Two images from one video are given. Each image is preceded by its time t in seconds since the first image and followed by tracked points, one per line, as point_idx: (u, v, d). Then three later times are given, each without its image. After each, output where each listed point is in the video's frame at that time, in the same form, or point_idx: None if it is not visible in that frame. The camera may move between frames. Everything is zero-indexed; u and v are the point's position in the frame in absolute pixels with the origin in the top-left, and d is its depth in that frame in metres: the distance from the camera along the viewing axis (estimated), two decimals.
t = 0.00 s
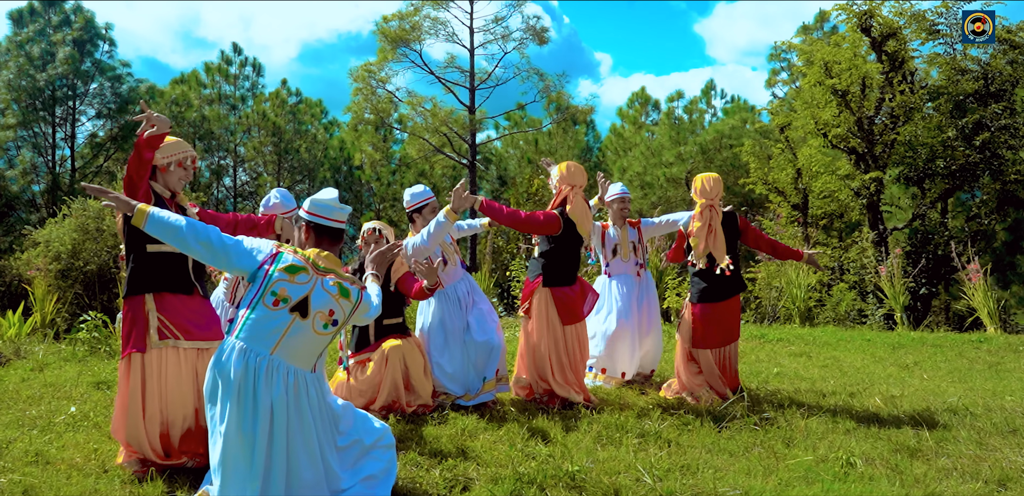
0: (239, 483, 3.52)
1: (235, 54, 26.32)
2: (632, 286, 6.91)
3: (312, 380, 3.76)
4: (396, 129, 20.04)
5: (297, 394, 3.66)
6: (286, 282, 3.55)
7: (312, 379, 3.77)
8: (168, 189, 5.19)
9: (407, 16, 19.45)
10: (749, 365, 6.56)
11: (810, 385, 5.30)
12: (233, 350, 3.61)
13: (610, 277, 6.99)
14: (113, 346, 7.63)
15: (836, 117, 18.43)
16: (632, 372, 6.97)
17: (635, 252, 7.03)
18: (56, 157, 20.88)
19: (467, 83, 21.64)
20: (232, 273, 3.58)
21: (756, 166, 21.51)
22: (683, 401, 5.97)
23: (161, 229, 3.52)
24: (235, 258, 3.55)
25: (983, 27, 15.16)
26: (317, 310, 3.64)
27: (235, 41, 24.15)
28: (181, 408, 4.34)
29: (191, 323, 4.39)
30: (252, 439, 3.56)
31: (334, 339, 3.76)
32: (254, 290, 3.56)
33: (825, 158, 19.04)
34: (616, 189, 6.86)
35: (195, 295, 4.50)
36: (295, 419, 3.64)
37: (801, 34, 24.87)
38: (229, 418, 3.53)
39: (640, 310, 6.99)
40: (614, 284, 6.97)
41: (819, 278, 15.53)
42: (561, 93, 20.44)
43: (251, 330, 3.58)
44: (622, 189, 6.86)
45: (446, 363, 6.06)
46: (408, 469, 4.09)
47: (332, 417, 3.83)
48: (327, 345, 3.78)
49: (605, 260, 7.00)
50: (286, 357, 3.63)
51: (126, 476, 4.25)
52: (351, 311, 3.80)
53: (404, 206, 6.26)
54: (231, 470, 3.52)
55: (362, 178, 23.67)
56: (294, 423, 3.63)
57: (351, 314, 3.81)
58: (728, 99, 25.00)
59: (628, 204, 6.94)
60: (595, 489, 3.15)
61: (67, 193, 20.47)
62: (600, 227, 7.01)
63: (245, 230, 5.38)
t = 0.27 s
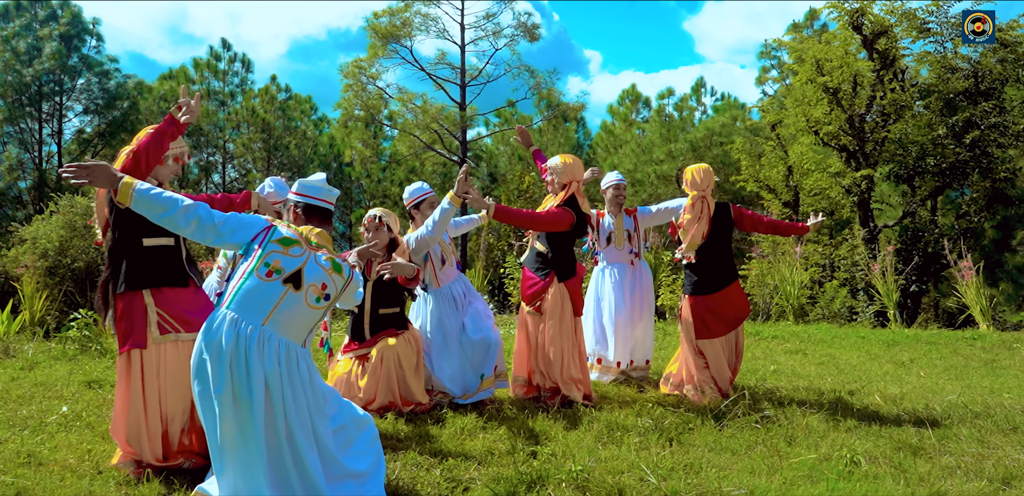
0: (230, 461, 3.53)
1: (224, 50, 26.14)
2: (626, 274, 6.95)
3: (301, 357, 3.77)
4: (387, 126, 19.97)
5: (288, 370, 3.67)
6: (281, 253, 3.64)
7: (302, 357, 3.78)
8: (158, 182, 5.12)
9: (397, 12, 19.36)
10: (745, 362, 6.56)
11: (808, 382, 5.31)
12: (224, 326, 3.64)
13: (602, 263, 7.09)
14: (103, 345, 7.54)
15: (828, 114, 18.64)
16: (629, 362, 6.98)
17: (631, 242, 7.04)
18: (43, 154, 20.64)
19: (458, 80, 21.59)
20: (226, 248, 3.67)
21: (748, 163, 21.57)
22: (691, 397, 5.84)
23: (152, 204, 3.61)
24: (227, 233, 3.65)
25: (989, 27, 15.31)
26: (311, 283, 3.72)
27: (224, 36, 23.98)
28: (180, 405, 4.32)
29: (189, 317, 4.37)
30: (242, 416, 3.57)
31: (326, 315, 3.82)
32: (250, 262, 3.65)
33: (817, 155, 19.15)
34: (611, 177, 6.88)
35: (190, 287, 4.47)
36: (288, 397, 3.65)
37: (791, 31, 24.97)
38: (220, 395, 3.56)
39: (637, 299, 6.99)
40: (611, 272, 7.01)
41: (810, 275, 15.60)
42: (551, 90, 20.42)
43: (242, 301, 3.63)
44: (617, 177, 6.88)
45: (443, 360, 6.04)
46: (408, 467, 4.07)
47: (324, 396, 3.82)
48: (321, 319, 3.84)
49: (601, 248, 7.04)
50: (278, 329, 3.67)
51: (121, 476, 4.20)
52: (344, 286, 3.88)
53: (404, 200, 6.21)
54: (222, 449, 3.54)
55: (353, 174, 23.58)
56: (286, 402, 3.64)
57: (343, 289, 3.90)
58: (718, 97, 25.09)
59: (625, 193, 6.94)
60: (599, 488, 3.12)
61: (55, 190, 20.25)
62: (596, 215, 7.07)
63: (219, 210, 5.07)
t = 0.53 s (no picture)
0: (224, 464, 3.52)
1: (209, 46, 25.94)
2: (619, 273, 6.94)
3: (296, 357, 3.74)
4: (374, 122, 19.87)
5: (282, 372, 3.65)
6: (276, 256, 3.64)
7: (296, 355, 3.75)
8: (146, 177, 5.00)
9: (384, 7, 19.27)
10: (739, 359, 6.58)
11: (804, 378, 5.33)
12: (217, 329, 3.63)
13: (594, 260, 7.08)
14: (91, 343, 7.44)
15: (815, 111, 18.81)
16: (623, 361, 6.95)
17: (624, 240, 7.03)
18: (25, 150, 20.39)
19: (446, 76, 21.52)
20: (221, 251, 3.67)
21: (736, 159, 21.66)
22: (683, 396, 5.98)
23: (152, 211, 3.61)
24: (221, 238, 3.65)
25: (986, 27, 15.46)
26: (307, 286, 3.73)
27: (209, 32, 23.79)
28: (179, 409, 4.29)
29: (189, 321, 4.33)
30: (237, 420, 3.55)
31: (323, 317, 3.83)
32: (246, 266, 3.64)
33: (806, 152, 19.31)
34: (607, 176, 6.81)
35: (187, 288, 4.44)
36: (280, 399, 3.62)
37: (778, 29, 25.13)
38: (214, 400, 3.54)
39: (631, 297, 7.01)
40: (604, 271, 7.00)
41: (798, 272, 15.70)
42: (539, 86, 20.39)
43: (238, 306, 3.62)
44: (613, 176, 6.80)
45: (438, 362, 5.99)
46: (406, 466, 4.04)
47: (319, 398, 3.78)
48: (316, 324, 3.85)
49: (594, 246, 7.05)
50: (274, 333, 3.66)
51: (115, 476, 4.16)
52: (339, 290, 3.90)
53: (402, 201, 6.18)
54: (216, 452, 3.53)
55: (340, 171, 23.47)
56: (280, 403, 3.61)
57: (339, 293, 3.92)
58: (705, 94, 25.21)
59: (620, 192, 6.89)
60: (600, 487, 3.13)
61: (38, 186, 20.00)
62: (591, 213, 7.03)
63: (206, 204, 5.09)
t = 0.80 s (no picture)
0: (248, 434, 3.52)
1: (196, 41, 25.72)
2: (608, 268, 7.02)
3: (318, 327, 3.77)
4: (361, 119, 19.81)
5: (306, 349, 3.66)
6: (297, 223, 3.67)
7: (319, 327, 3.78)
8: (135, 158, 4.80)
9: (372, 3, 19.16)
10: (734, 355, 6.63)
11: (800, 374, 5.39)
12: (239, 301, 3.58)
13: (586, 254, 7.08)
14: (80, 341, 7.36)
15: (803, 108, 18.92)
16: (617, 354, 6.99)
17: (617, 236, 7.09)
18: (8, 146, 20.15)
19: (433, 73, 21.45)
20: (239, 223, 3.67)
21: (725, 157, 21.75)
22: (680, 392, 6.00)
23: (163, 185, 3.51)
24: (239, 208, 3.64)
25: (988, 27, 15.59)
26: (328, 252, 3.77)
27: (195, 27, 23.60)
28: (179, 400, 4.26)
29: (185, 310, 4.27)
30: (263, 389, 3.55)
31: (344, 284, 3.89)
32: (267, 235, 3.65)
33: (794, 149, 19.41)
34: (611, 170, 6.71)
35: (185, 276, 4.36)
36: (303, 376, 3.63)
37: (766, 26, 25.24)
38: (237, 375, 3.50)
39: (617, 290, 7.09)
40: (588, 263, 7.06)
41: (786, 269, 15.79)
42: (528, 83, 20.38)
43: (262, 271, 3.61)
44: (617, 170, 6.71)
45: (435, 356, 5.97)
46: (408, 464, 4.04)
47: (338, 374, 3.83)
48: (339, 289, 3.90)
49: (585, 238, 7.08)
50: (299, 298, 3.67)
51: (113, 475, 4.12)
52: (358, 255, 3.97)
53: (397, 190, 6.13)
54: (239, 420, 3.51)
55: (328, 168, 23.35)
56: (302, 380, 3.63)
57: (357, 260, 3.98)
58: (693, 91, 25.29)
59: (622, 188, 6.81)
60: (605, 486, 3.17)
61: (21, 184, 19.78)
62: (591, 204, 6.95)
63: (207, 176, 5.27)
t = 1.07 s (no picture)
0: (279, 400, 3.60)
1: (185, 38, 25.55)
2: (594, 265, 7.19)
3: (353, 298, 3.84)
4: (351, 116, 19.75)
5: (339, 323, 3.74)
6: (321, 197, 3.89)
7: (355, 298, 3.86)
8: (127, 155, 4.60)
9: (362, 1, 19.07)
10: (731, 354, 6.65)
11: (799, 373, 5.43)
12: (275, 270, 3.69)
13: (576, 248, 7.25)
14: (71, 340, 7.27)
15: (795, 107, 19.00)
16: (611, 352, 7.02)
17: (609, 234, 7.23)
18: None
19: (424, 70, 21.40)
20: (263, 201, 3.85)
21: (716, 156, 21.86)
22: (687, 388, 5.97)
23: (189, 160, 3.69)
24: (263, 187, 3.87)
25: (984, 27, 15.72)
26: (356, 222, 3.94)
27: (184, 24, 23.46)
28: (182, 402, 4.25)
29: (184, 311, 4.24)
30: (296, 355, 3.65)
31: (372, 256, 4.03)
32: (295, 209, 3.85)
33: (786, 148, 19.48)
34: (618, 171, 6.88)
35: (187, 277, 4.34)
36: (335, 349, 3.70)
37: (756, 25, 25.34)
38: (271, 342, 3.60)
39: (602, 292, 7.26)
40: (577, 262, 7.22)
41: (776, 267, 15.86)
42: (519, 82, 20.37)
43: (293, 241, 3.77)
44: (624, 172, 6.88)
45: (435, 355, 5.99)
46: (412, 466, 4.03)
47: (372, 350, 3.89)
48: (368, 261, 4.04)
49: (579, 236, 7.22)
50: (331, 267, 3.80)
51: (111, 477, 4.07)
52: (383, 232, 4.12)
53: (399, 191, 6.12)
54: (272, 387, 3.58)
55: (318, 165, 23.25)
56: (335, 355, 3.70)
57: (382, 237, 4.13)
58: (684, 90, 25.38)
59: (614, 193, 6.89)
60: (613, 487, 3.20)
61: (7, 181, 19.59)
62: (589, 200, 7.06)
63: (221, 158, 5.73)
